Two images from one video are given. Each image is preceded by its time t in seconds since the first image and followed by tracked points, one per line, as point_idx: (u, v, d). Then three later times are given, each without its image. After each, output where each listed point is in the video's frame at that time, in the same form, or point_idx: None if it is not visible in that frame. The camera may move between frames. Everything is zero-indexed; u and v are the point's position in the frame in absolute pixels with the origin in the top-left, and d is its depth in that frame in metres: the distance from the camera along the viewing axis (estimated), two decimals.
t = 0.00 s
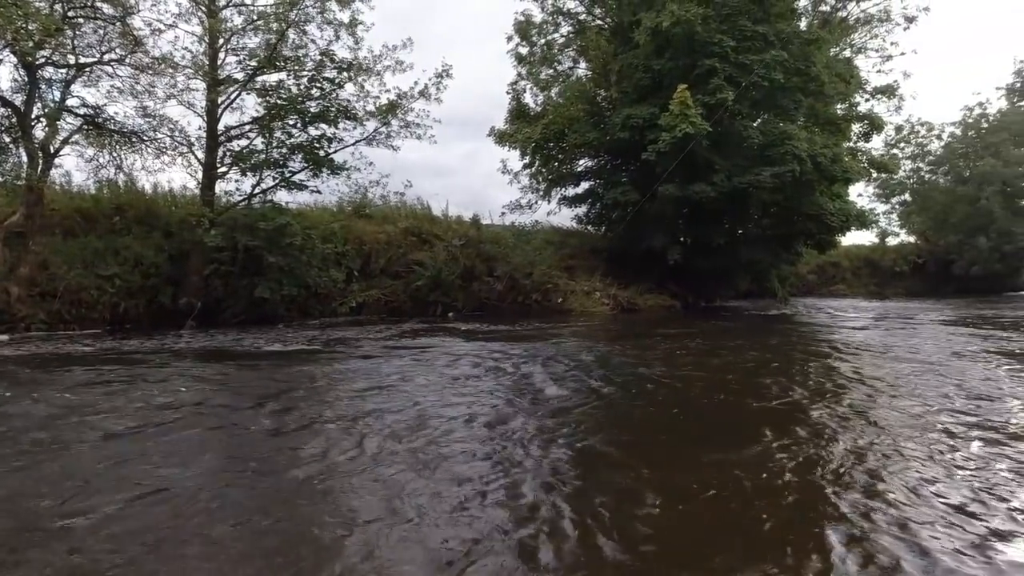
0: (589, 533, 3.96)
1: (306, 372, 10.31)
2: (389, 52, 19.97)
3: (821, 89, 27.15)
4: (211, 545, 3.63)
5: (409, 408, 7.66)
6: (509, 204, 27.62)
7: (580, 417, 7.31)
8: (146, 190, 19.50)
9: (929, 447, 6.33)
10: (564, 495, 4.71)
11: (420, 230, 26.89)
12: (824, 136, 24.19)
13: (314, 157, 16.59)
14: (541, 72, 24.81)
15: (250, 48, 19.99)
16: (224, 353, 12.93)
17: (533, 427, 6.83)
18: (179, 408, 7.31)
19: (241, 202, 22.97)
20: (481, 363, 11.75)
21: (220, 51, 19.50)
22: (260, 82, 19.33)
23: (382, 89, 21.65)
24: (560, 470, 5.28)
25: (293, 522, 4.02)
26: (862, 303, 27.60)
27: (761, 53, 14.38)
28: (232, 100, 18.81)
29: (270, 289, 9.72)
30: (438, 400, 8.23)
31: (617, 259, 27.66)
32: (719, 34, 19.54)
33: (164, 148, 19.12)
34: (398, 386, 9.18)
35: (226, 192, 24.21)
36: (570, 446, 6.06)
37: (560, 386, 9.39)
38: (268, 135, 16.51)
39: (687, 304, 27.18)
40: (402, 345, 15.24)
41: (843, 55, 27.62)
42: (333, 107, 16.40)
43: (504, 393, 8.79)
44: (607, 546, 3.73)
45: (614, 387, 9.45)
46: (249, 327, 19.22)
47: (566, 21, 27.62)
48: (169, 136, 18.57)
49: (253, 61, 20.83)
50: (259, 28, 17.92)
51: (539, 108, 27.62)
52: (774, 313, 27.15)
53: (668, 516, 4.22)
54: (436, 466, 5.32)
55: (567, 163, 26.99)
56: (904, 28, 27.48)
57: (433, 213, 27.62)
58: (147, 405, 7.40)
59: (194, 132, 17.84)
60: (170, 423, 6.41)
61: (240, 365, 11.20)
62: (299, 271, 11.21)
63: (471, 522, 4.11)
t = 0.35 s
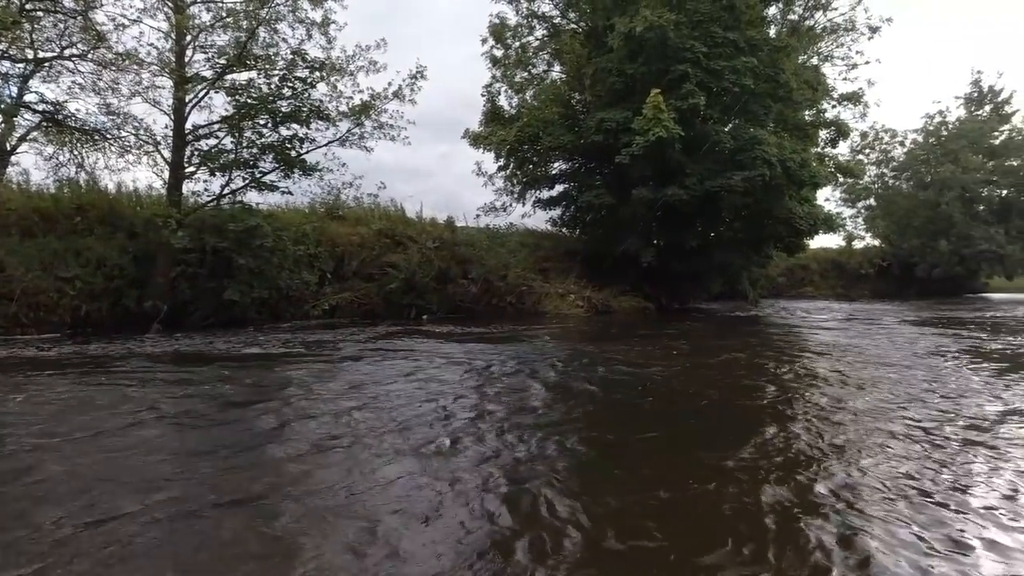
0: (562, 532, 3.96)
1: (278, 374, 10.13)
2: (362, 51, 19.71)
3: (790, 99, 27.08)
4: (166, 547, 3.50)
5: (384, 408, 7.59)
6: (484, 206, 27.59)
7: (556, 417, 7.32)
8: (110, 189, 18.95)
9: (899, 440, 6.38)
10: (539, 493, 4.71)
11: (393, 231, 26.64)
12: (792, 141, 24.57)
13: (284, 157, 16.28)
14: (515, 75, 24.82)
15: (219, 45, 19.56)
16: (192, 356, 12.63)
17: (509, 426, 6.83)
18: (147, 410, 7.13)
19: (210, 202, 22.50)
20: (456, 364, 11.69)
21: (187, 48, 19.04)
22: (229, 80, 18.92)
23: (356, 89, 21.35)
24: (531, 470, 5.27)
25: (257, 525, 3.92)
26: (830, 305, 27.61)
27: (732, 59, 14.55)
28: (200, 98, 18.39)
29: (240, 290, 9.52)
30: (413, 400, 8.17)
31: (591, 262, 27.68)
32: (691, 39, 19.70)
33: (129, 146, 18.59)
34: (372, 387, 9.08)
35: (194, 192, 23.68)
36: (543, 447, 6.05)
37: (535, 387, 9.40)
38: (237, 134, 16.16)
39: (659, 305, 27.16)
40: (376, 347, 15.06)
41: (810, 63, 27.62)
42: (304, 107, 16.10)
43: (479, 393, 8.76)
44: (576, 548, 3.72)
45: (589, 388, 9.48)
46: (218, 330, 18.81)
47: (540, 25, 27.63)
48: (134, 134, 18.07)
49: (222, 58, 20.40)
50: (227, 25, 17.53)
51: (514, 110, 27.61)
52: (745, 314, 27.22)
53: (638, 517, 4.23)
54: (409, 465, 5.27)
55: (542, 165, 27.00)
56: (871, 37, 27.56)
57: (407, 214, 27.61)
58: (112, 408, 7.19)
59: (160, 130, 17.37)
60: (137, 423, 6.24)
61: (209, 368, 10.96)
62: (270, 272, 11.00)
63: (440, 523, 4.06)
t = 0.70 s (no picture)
0: (534, 529, 3.90)
1: (249, 374, 9.96)
2: (334, 49, 19.42)
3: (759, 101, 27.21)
4: (125, 549, 3.45)
5: (358, 407, 7.53)
6: (458, 205, 27.58)
7: (530, 415, 7.33)
8: (71, 186, 18.42)
9: (875, 442, 6.38)
10: (514, 490, 4.71)
11: (367, 230, 26.44)
12: (762, 145, 24.93)
13: (254, 155, 15.98)
14: (489, 76, 24.83)
15: (186, 39, 19.14)
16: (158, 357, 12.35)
17: (484, 424, 6.82)
18: (112, 412, 6.96)
19: (177, 200, 22.03)
20: (430, 364, 11.63)
21: (153, 42, 18.57)
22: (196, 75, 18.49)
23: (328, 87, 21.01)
24: (503, 467, 5.27)
25: (220, 526, 3.89)
26: (798, 305, 27.62)
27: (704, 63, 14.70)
28: (166, 94, 17.96)
29: (208, 290, 9.33)
30: (387, 399, 8.12)
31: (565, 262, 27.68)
32: (664, 42, 19.83)
33: (91, 142, 18.09)
34: (345, 387, 8.99)
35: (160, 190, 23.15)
36: (516, 444, 6.06)
37: (510, 385, 9.40)
38: (204, 131, 15.82)
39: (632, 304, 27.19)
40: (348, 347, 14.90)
41: (779, 68, 27.63)
42: (275, 103, 15.82)
43: (454, 392, 8.73)
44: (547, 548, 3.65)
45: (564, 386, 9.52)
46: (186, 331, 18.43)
47: (515, 25, 27.62)
48: (96, 129, 17.57)
49: (189, 53, 19.96)
50: (194, 19, 17.13)
51: (488, 110, 27.63)
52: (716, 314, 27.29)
53: (613, 517, 4.17)
54: (380, 463, 5.24)
55: (516, 166, 27.03)
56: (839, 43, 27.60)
57: (380, 214, 27.64)
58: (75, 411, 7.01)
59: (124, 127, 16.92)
60: (103, 424, 6.14)
61: (176, 368, 10.74)
62: (239, 271, 10.80)
63: (409, 520, 4.05)
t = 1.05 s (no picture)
0: (481, 538, 3.63)
1: (198, 372, 9.58)
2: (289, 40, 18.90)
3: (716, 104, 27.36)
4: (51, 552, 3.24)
5: (311, 404, 7.32)
6: (418, 202, 27.59)
7: (491, 411, 7.25)
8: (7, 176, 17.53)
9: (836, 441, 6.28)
10: (470, 484, 4.61)
11: (324, 227, 26.13)
12: (718, 147, 25.33)
13: (205, 147, 15.46)
14: (449, 72, 24.83)
15: (132, 26, 18.39)
16: (101, 355, 11.81)
17: (443, 419, 6.69)
18: (50, 411, 6.60)
19: (123, 193, 21.15)
20: (388, 360, 11.43)
21: (95, 27, 17.77)
22: (142, 63, 17.78)
23: (282, 78, 20.47)
24: (462, 461, 5.20)
25: (156, 527, 3.68)
26: (753, 303, 27.60)
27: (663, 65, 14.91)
28: (110, 82, 17.22)
29: (154, 285, 8.95)
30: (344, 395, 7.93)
31: (526, 260, 27.69)
32: (624, 43, 19.90)
33: (29, 130, 17.23)
34: (300, 384, 8.73)
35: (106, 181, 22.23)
36: (475, 440, 5.95)
37: (470, 381, 9.29)
38: (152, 121, 15.31)
39: (592, 303, 27.11)
40: (304, 344, 14.53)
41: (735, 72, 27.62)
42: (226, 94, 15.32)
43: (413, 387, 8.58)
44: (490, 564, 3.34)
45: (525, 381, 9.46)
46: (132, 329, 17.70)
47: (476, 22, 27.61)
48: (35, 118, 16.78)
49: (135, 40, 19.19)
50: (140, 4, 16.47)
51: (448, 107, 27.64)
52: (673, 313, 27.42)
53: (566, 514, 4.07)
54: (342, 457, 5.18)
55: (476, 164, 27.06)
56: (792, 47, 27.63)
57: (339, 211, 27.62)
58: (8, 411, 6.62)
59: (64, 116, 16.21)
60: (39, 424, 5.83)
61: (120, 367, 10.26)
62: (187, 266, 10.38)
63: (360, 516, 3.90)
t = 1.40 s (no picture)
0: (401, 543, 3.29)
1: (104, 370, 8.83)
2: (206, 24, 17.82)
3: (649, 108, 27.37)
4: None
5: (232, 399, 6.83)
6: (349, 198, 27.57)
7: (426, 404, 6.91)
8: None
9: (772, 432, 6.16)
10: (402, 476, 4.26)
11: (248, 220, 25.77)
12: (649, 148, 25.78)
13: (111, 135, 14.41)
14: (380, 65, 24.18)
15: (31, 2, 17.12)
16: None
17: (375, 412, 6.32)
18: None
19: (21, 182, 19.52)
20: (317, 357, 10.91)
21: None
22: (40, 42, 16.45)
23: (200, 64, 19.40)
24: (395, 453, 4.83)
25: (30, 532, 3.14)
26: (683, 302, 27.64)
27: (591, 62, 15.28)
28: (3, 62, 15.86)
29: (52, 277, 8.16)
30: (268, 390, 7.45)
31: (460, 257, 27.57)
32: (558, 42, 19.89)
33: None
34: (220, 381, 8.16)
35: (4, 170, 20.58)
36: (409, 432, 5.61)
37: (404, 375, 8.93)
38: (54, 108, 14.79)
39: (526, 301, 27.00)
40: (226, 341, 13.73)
41: (664, 76, 27.61)
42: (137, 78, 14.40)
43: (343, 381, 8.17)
44: None
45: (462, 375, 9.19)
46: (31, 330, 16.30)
47: (409, 15, 27.59)
48: None
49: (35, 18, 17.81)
50: None
51: (379, 101, 27.71)
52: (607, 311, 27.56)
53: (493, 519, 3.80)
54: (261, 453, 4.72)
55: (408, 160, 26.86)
56: (719, 55, 27.62)
57: (263, 206, 27.39)
58: None
59: None
60: None
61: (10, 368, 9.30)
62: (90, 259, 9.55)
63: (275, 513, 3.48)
